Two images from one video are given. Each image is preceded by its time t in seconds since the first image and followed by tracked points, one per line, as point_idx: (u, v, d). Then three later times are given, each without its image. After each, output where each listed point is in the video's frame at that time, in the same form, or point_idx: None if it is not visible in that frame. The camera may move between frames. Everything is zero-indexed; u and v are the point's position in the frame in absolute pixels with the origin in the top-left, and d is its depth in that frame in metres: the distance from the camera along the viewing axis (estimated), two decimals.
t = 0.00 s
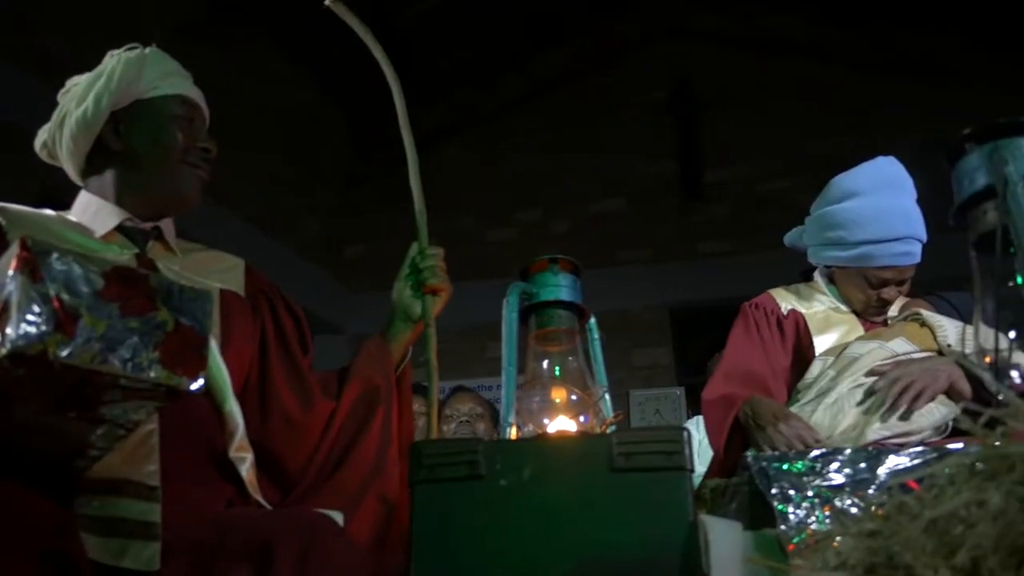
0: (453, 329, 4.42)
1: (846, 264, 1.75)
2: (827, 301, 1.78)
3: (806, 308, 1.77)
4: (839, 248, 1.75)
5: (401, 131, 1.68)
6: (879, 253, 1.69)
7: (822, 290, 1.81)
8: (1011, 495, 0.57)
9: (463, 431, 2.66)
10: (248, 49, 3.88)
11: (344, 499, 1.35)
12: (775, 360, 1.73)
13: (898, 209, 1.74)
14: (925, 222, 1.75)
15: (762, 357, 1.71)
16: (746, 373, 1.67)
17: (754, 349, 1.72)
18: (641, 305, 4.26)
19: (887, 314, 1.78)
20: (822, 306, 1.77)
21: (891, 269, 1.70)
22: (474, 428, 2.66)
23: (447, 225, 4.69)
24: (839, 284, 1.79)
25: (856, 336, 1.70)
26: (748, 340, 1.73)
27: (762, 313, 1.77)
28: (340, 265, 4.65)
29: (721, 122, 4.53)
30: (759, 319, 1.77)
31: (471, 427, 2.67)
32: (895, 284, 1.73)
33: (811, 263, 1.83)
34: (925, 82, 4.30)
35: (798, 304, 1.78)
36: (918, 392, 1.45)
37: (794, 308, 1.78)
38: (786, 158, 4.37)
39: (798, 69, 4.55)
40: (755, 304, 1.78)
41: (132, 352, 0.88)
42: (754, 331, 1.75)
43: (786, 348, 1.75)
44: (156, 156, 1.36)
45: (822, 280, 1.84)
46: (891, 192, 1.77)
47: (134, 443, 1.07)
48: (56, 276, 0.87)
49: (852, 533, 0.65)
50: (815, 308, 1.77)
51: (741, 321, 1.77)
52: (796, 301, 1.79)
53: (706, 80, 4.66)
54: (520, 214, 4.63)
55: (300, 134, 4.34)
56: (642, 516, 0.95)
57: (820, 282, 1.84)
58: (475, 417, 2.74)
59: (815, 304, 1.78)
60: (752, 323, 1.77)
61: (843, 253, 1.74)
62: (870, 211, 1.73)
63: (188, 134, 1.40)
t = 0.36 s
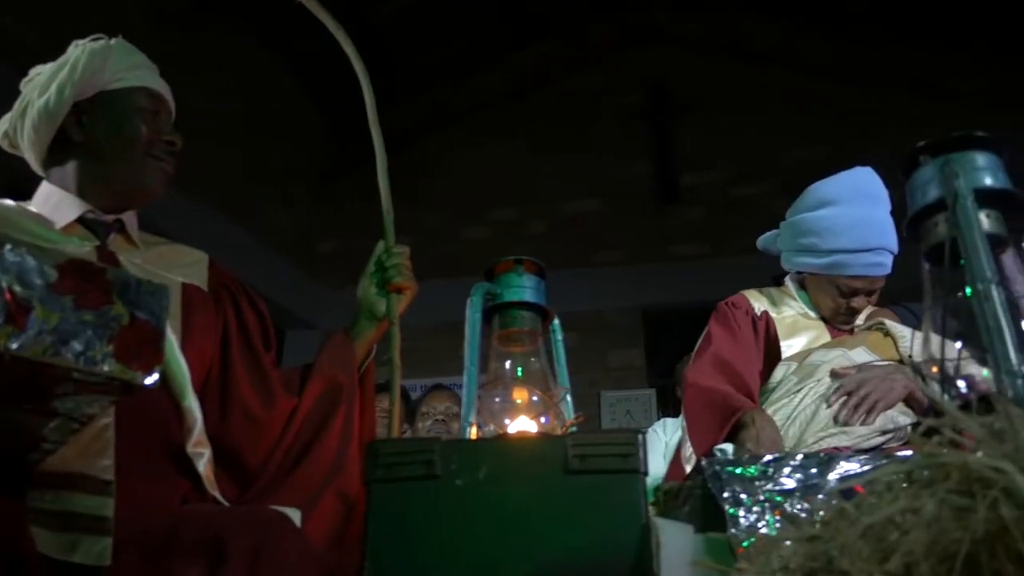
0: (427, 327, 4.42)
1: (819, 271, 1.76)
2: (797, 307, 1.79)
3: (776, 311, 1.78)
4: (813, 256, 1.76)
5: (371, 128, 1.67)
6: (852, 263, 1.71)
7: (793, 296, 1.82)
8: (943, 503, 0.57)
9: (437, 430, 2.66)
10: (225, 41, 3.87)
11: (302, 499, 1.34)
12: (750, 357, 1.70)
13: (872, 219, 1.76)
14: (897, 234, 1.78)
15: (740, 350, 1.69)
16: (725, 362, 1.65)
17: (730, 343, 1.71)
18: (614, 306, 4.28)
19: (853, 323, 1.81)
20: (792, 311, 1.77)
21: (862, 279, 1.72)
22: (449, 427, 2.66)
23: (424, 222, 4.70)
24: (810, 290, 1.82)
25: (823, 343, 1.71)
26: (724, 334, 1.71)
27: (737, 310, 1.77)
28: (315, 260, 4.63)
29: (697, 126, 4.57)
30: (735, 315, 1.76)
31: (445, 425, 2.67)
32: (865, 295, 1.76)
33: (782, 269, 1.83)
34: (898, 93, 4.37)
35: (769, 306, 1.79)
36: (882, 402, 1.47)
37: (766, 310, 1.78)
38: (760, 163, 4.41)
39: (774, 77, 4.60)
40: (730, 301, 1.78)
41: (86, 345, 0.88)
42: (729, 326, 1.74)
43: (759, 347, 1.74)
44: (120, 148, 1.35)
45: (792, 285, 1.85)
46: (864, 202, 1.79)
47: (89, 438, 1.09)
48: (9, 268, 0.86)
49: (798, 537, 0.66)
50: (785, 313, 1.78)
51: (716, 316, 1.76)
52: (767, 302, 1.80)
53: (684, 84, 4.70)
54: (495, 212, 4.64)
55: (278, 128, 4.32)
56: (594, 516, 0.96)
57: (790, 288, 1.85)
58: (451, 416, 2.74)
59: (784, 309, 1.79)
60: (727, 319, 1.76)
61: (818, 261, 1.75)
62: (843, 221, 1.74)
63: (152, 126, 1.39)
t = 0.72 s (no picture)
0: (398, 324, 4.40)
1: (792, 276, 1.79)
2: (764, 312, 1.81)
3: (744, 315, 1.80)
4: (788, 260, 1.78)
5: (337, 125, 1.66)
6: (825, 270, 1.73)
7: (760, 301, 1.84)
8: (875, 512, 0.59)
9: (401, 430, 2.65)
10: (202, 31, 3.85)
11: (257, 495, 1.34)
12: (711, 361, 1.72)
13: (848, 230, 1.77)
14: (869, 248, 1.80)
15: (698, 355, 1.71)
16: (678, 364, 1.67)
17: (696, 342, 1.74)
18: (585, 307, 4.29)
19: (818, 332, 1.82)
20: (759, 316, 1.79)
21: (834, 289, 1.75)
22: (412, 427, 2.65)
23: (398, 218, 4.69)
24: (780, 293, 1.83)
25: (786, 349, 1.72)
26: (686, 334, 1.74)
27: (707, 311, 1.80)
28: (286, 254, 4.60)
29: (671, 131, 4.61)
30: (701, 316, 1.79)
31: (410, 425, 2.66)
32: (833, 303, 1.78)
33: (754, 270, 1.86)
34: (869, 103, 4.44)
35: (738, 308, 1.81)
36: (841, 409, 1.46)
37: (735, 312, 1.80)
38: (732, 169, 4.45)
39: (748, 84, 4.65)
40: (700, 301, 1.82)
41: (33, 336, 0.87)
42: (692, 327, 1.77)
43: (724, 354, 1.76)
44: (80, 138, 1.34)
45: (762, 290, 1.87)
46: (842, 213, 1.80)
47: (40, 430, 1.13)
48: None
49: (735, 547, 0.67)
50: (752, 317, 1.79)
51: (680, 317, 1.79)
52: (737, 304, 1.82)
53: (659, 89, 4.74)
54: (469, 211, 4.64)
55: (252, 121, 4.31)
56: (545, 519, 0.96)
57: (759, 292, 1.87)
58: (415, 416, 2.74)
59: (752, 313, 1.80)
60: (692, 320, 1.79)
61: (791, 265, 1.77)
62: (819, 227, 1.76)
63: (113, 117, 1.38)
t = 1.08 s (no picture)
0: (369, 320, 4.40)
1: (764, 283, 1.78)
2: (732, 318, 1.83)
3: (710, 318, 1.83)
4: (762, 266, 1.77)
5: (305, 116, 1.65)
6: (796, 279, 1.73)
7: (730, 305, 1.86)
8: (807, 518, 0.60)
9: (357, 425, 2.65)
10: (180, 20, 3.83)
11: (211, 488, 1.34)
12: (669, 362, 1.78)
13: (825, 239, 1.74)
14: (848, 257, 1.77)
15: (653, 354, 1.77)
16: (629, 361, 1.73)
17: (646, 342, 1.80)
18: (555, 307, 4.31)
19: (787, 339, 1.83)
20: (725, 321, 1.82)
21: (806, 299, 1.74)
22: (368, 422, 2.65)
23: (371, 214, 4.69)
24: (752, 298, 1.85)
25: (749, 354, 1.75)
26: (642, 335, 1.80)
27: (666, 315, 1.86)
28: (256, 246, 4.57)
29: (644, 134, 4.65)
30: (660, 317, 1.84)
31: (365, 420, 2.66)
32: (802, 314, 1.77)
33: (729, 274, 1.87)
34: (839, 113, 4.52)
35: (706, 313, 1.84)
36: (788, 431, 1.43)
37: (700, 317, 1.84)
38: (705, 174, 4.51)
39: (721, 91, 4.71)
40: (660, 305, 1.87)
41: None
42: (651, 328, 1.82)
43: (689, 355, 1.80)
44: (40, 125, 1.32)
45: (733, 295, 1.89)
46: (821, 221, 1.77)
47: None
48: None
49: (673, 549, 0.68)
50: (719, 321, 1.82)
51: (639, 317, 1.85)
52: (706, 310, 1.84)
53: (633, 92, 4.78)
54: (442, 208, 4.65)
55: (226, 111, 4.28)
56: (493, 520, 0.96)
57: (728, 295, 1.89)
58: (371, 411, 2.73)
59: (720, 318, 1.83)
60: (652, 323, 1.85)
61: (765, 272, 1.76)
62: (795, 235, 1.74)
63: (75, 105, 1.36)
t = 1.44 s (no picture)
0: (341, 313, 4.39)
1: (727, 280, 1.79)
2: (697, 319, 1.86)
3: (674, 321, 1.86)
4: (725, 263, 1.78)
5: (277, 108, 1.64)
6: (758, 276, 1.74)
7: (696, 308, 1.89)
8: (755, 518, 0.61)
9: (314, 419, 2.64)
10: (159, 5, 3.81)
11: (173, 480, 1.33)
12: (631, 366, 1.81)
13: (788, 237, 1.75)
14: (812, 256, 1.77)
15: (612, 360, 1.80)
16: (586, 370, 1.78)
17: (607, 348, 1.83)
18: (528, 304, 4.32)
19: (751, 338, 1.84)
20: (690, 322, 1.85)
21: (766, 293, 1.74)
22: (325, 415, 2.64)
23: (345, 207, 4.69)
24: (718, 301, 1.86)
25: (710, 353, 1.77)
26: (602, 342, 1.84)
27: (628, 319, 1.89)
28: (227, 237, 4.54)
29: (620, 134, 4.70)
30: (622, 323, 1.88)
31: (322, 414, 2.65)
32: (763, 312, 1.78)
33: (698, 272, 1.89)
34: (811, 118, 4.62)
35: (670, 315, 1.87)
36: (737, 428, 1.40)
37: (665, 319, 1.87)
38: (679, 176, 4.56)
39: (696, 92, 4.77)
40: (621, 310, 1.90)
41: None
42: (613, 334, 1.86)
43: (653, 357, 1.82)
44: (3, 110, 1.31)
45: (699, 297, 1.92)
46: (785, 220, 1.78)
47: None
48: None
49: (625, 546, 0.69)
50: (684, 321, 1.85)
51: (603, 324, 1.89)
52: (671, 313, 1.88)
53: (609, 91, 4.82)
54: (418, 203, 4.66)
55: (202, 100, 4.26)
56: (451, 516, 0.97)
57: (695, 297, 1.93)
58: (328, 404, 2.72)
59: (685, 319, 1.86)
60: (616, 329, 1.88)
61: (727, 269, 1.77)
62: (758, 233, 1.75)
63: (41, 91, 1.35)
